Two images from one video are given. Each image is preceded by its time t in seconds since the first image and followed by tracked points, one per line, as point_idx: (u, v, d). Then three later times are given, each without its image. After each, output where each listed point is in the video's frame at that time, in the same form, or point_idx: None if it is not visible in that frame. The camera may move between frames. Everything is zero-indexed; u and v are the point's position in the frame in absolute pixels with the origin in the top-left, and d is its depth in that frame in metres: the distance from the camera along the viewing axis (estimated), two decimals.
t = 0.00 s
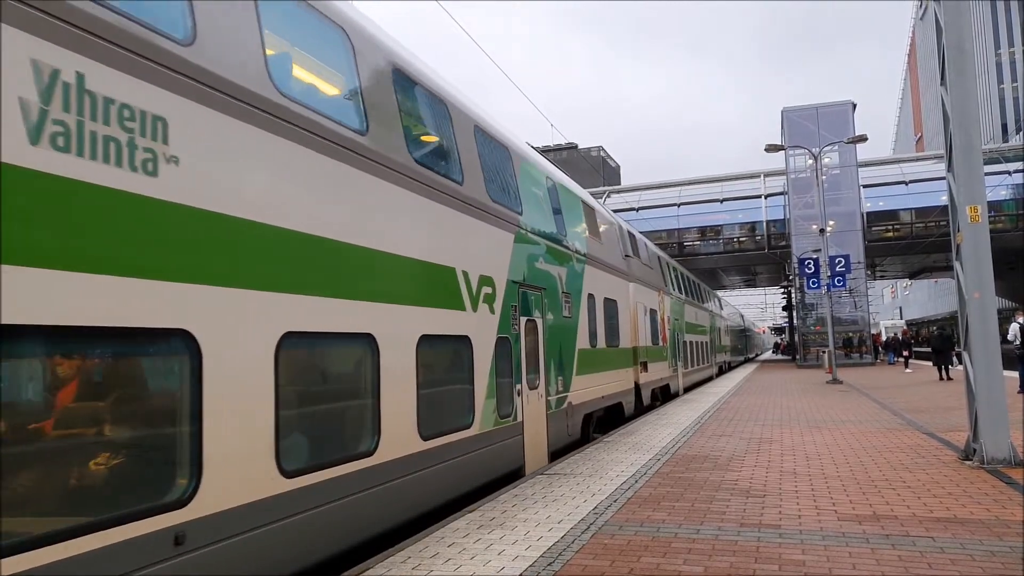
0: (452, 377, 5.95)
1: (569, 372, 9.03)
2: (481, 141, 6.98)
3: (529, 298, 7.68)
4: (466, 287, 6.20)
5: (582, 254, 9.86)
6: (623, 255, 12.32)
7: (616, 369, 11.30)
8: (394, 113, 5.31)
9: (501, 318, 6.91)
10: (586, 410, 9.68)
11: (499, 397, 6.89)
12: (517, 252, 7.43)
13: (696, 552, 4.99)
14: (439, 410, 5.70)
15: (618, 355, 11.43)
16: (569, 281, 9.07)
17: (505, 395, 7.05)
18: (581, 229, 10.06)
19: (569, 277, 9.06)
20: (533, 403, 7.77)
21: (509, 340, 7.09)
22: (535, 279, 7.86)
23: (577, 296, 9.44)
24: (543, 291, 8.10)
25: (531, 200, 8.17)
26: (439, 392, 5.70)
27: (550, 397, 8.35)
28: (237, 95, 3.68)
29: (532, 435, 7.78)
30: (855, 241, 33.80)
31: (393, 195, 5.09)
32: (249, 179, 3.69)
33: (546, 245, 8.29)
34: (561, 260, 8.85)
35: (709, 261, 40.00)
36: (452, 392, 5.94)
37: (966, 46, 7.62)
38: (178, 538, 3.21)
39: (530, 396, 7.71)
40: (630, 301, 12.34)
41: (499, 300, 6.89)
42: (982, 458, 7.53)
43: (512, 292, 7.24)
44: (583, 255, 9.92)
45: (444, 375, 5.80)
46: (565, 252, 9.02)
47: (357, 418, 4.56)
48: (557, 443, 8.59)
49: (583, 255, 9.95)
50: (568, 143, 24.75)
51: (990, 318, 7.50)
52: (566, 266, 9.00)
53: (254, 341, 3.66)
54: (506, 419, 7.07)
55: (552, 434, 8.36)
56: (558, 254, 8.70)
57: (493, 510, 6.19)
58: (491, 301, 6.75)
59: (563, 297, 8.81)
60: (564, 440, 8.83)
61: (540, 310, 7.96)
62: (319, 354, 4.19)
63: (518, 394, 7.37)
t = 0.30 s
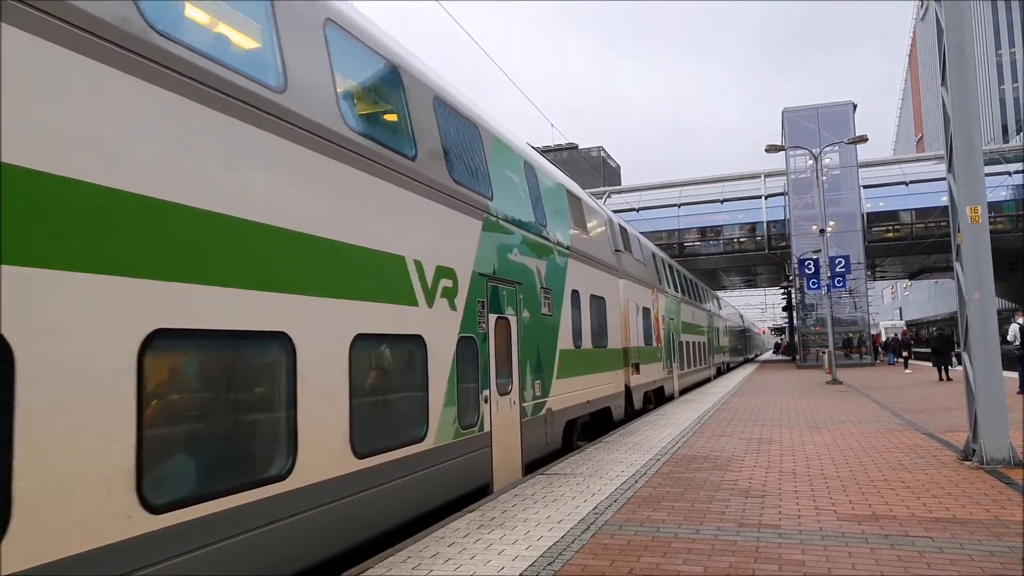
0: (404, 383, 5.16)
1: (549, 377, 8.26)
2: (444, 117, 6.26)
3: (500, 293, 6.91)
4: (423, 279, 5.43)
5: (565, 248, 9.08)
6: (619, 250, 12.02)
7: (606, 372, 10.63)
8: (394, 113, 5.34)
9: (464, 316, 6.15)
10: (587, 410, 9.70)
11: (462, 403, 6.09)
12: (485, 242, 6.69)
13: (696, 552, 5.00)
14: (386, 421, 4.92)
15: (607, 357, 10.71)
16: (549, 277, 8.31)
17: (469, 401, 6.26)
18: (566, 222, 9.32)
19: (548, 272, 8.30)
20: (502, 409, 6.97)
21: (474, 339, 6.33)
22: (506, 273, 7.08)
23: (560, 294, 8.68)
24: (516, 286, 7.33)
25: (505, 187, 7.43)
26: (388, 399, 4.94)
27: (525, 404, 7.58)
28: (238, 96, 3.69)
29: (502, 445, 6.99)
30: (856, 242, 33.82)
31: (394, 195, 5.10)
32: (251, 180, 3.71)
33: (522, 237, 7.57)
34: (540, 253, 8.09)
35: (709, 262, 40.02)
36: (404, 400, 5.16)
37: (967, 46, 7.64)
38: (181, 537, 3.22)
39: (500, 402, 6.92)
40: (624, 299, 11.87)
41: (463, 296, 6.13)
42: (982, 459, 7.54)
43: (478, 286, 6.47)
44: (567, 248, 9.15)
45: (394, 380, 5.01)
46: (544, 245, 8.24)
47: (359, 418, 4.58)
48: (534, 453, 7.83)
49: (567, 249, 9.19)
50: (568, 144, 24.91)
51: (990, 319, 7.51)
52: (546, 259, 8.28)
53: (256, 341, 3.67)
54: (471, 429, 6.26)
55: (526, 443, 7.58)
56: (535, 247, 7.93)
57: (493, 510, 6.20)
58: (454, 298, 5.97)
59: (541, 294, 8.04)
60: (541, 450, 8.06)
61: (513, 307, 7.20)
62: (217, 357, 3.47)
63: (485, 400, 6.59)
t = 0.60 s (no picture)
0: (335, 390, 4.35)
1: (523, 381, 7.49)
2: (397, 86, 5.51)
3: (462, 287, 6.11)
4: (360, 269, 4.61)
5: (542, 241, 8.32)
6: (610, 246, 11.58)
7: (591, 377, 9.93)
8: (393, 114, 5.34)
9: (417, 313, 5.34)
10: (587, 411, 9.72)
11: (412, 414, 5.24)
12: (445, 229, 5.91)
13: (696, 553, 4.99)
14: (307, 439, 4.08)
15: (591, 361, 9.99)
16: (521, 271, 7.54)
17: (422, 411, 5.40)
18: (544, 213, 8.57)
19: (521, 265, 7.53)
20: (463, 417, 6.12)
21: (429, 339, 5.51)
22: (470, 264, 6.30)
23: (536, 291, 7.91)
24: (482, 280, 6.54)
25: (473, 170, 6.67)
26: (310, 411, 4.12)
27: (495, 412, 6.80)
28: (234, 95, 3.68)
29: (465, 460, 6.16)
30: (856, 243, 33.81)
31: (394, 196, 5.11)
32: (250, 181, 3.72)
33: (489, 225, 6.81)
34: (512, 244, 7.34)
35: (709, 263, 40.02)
36: (334, 412, 4.32)
37: (967, 47, 7.64)
38: (184, 537, 3.23)
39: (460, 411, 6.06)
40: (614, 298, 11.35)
41: (415, 291, 5.32)
42: (982, 460, 7.53)
43: (435, 278, 5.65)
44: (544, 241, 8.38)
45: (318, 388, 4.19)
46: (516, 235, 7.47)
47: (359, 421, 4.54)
48: (507, 468, 7.07)
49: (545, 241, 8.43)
50: (568, 144, 24.89)
51: (990, 319, 7.51)
52: (519, 252, 7.55)
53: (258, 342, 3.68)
54: (427, 443, 5.45)
55: (496, 457, 6.78)
56: (505, 238, 7.16)
57: (493, 511, 6.20)
58: (401, 292, 5.14)
59: (512, 289, 7.27)
60: (517, 464, 7.31)
61: (478, 303, 6.41)
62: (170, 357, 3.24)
63: (445, 408, 5.77)
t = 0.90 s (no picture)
0: (236, 403, 3.56)
1: (490, 386, 6.64)
2: (331, 45, 4.72)
3: (411, 278, 5.26)
4: (264, 253, 3.75)
5: (514, 231, 7.47)
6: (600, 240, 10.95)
7: (575, 380, 9.21)
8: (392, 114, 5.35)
9: (348, 308, 4.45)
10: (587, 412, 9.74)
11: (343, 431, 4.36)
12: (389, 211, 5.07)
13: (696, 553, 4.99)
14: (189, 463, 3.29)
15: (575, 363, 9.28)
16: (487, 263, 6.70)
17: (356, 425, 4.49)
18: (518, 200, 7.75)
19: (486, 256, 6.68)
20: (414, 430, 5.22)
21: (366, 339, 4.62)
22: (422, 253, 5.45)
23: (505, 286, 7.07)
24: (438, 271, 5.70)
25: (430, 145, 5.86)
26: (246, 421, 3.61)
27: (455, 422, 5.94)
28: (232, 96, 3.68)
29: (416, 480, 5.26)
30: (856, 243, 33.82)
31: (393, 197, 5.12)
32: (250, 181, 3.72)
33: (450, 210, 5.99)
34: (477, 231, 6.51)
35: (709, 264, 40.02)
36: (225, 430, 3.48)
37: (967, 47, 7.65)
38: (187, 537, 3.23)
39: (411, 423, 5.17)
40: (602, 295, 10.74)
41: (345, 283, 4.43)
42: (981, 460, 7.53)
43: (374, 265, 4.77)
44: (516, 231, 7.54)
45: (195, 403, 3.35)
46: (481, 222, 6.63)
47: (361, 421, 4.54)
48: (471, 487, 6.19)
49: (518, 232, 7.59)
50: (568, 144, 24.95)
51: (990, 320, 7.51)
52: (486, 241, 6.73)
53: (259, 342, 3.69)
54: (362, 462, 4.55)
55: (456, 476, 5.88)
56: (467, 225, 6.32)
57: (493, 512, 6.20)
58: (327, 283, 4.27)
59: (476, 283, 6.42)
60: (482, 483, 6.41)
61: (433, 297, 5.58)
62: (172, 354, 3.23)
63: (390, 421, 4.88)
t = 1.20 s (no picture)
0: (84, 420, 2.84)
1: (447, 393, 5.74)
2: (309, 32, 4.50)
3: (341, 265, 4.38)
4: (115, 227, 2.94)
5: (478, 216, 6.60)
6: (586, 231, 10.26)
7: (556, 385, 8.38)
8: (393, 115, 5.34)
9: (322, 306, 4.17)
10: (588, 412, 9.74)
11: (238, 451, 3.50)
12: (311, 182, 4.20)
13: (696, 553, 5.00)
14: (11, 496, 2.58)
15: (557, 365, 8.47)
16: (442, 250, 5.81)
17: (258, 445, 3.62)
18: (485, 184, 6.93)
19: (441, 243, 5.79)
20: (343, 445, 4.31)
21: (272, 338, 3.74)
22: (355, 235, 4.56)
23: (465, 279, 6.21)
24: (378, 259, 4.82)
25: (372, 111, 5.04)
26: (247, 422, 3.56)
27: (402, 435, 5.02)
28: (230, 96, 3.68)
29: (347, 507, 4.34)
30: (856, 243, 33.83)
31: (394, 198, 5.11)
32: (246, 179, 3.71)
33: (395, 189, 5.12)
34: (432, 215, 5.67)
35: (709, 264, 40.03)
36: (57, 456, 2.74)
37: (967, 47, 7.66)
38: (192, 538, 3.23)
39: (338, 438, 4.26)
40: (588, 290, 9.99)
41: (318, 279, 4.15)
42: (982, 460, 7.53)
43: (286, 249, 3.90)
44: (480, 216, 6.65)
45: (14, 426, 2.60)
46: (434, 203, 5.75)
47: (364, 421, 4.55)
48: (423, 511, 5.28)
49: (485, 219, 6.76)
50: (568, 145, 25.04)
51: (990, 320, 7.51)
52: (446, 226, 5.91)
53: (264, 343, 3.69)
54: (265, 490, 3.64)
55: (402, 500, 4.96)
56: (416, 205, 5.43)
57: (492, 512, 6.20)
58: (215, 269, 3.42)
59: (429, 272, 5.53)
60: (436, 505, 5.52)
61: (370, 291, 4.71)
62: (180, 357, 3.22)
63: (309, 436, 3.99)
